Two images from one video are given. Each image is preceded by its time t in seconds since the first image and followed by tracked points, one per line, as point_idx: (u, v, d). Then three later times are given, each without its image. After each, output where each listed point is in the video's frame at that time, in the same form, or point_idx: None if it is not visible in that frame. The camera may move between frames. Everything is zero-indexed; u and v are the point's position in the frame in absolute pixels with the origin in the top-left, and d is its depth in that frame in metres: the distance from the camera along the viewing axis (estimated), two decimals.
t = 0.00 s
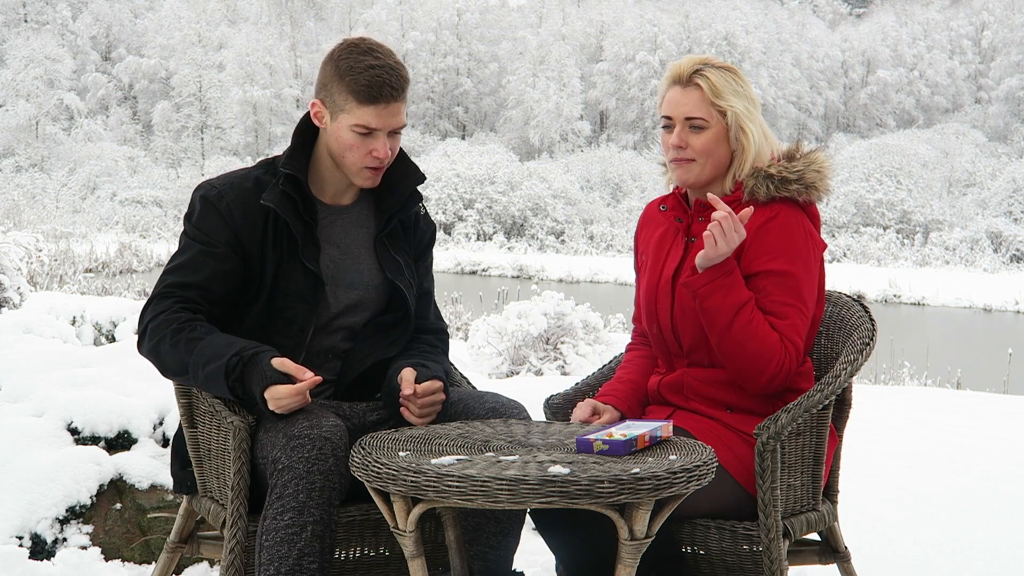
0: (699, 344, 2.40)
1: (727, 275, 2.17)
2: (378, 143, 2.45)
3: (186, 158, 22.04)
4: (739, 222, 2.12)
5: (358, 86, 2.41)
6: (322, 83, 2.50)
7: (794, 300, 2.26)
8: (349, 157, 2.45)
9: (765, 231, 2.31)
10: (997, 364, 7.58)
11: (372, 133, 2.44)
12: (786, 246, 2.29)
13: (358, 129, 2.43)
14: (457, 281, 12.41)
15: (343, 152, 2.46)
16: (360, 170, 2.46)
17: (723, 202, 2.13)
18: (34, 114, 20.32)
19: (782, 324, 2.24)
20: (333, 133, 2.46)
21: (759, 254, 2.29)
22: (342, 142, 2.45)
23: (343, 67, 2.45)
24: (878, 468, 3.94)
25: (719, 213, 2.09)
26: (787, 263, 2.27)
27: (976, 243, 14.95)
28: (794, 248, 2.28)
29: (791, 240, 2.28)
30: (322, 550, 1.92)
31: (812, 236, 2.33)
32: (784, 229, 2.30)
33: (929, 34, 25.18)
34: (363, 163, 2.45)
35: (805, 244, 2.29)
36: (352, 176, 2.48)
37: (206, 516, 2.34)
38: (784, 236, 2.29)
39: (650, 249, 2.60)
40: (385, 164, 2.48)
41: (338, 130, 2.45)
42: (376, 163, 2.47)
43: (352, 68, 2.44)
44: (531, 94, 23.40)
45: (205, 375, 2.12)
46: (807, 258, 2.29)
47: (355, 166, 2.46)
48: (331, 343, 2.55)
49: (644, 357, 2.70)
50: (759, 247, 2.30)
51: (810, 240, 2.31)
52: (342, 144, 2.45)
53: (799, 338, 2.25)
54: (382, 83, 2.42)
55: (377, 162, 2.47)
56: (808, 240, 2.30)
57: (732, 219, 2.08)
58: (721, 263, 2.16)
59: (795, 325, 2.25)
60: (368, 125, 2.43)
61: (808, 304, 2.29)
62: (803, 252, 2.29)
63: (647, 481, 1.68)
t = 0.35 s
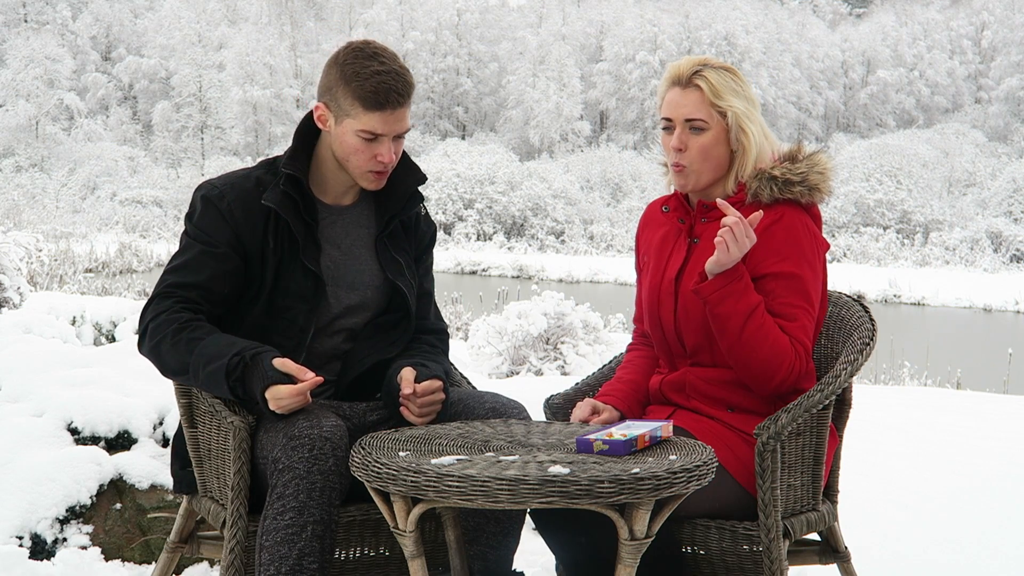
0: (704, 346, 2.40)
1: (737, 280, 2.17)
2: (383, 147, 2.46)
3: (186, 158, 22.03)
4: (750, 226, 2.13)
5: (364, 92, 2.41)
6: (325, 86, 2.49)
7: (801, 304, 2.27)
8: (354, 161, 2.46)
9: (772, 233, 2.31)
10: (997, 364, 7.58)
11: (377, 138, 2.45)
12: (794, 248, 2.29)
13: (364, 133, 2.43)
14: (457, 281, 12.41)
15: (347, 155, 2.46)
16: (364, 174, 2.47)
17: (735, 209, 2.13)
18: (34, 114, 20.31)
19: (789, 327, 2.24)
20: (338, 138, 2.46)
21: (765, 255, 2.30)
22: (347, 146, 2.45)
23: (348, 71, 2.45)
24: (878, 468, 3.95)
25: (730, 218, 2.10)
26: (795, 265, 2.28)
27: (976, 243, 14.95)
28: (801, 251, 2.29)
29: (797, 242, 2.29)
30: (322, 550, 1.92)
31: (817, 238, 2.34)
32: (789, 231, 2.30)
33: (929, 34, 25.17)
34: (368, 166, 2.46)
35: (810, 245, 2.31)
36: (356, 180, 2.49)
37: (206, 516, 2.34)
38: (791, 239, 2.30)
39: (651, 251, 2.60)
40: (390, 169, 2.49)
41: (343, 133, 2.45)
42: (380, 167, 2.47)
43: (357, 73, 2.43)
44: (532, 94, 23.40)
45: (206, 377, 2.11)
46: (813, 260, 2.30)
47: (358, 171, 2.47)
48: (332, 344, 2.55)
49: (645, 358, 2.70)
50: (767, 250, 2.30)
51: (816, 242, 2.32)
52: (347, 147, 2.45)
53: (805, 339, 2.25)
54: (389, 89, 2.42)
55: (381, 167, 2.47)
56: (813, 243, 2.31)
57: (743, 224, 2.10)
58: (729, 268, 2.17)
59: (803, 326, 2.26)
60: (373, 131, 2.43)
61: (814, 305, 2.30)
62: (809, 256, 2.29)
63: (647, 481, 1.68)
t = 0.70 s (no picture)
0: (705, 347, 2.40)
1: (737, 284, 2.17)
2: (387, 149, 2.46)
3: (186, 158, 22.01)
4: (750, 231, 2.13)
5: (369, 94, 2.41)
6: (328, 87, 2.49)
7: (802, 306, 2.27)
8: (357, 162, 2.46)
9: (772, 237, 2.31)
10: (996, 364, 7.58)
11: (382, 139, 2.45)
12: (795, 251, 2.29)
13: (368, 134, 2.43)
14: (457, 281, 12.41)
15: (351, 157, 2.46)
16: (367, 175, 2.47)
17: (735, 214, 2.13)
18: (34, 114, 20.31)
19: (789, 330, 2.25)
20: (341, 140, 2.46)
21: (766, 259, 2.30)
22: (350, 147, 2.45)
23: (352, 73, 2.45)
24: (879, 468, 3.94)
25: (730, 222, 2.09)
26: (794, 267, 2.28)
27: (976, 243, 14.95)
28: (802, 254, 2.29)
29: (798, 245, 2.29)
30: (322, 550, 1.92)
31: (818, 240, 2.34)
32: (791, 233, 2.30)
33: (929, 34, 25.15)
34: (371, 167, 2.46)
35: (810, 248, 2.31)
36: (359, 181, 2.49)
37: (206, 516, 2.34)
38: (791, 241, 2.30)
39: (653, 252, 2.60)
40: (393, 170, 2.49)
41: (347, 134, 2.45)
42: (384, 168, 2.48)
43: (361, 75, 2.43)
44: (532, 94, 23.39)
45: (207, 377, 2.11)
46: (812, 262, 2.30)
47: (361, 172, 2.47)
48: (332, 345, 2.56)
49: (646, 358, 2.70)
50: (768, 252, 2.30)
51: (816, 244, 2.32)
52: (351, 148, 2.45)
53: (805, 342, 2.25)
54: (393, 91, 2.42)
55: (384, 168, 2.48)
56: (813, 245, 2.31)
57: (743, 229, 2.09)
58: (729, 272, 2.16)
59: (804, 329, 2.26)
60: (378, 132, 2.43)
61: (815, 307, 2.30)
62: (810, 257, 2.29)
63: (647, 481, 1.68)
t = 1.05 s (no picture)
0: (705, 348, 2.39)
1: (736, 285, 2.17)
2: (387, 147, 2.46)
3: (186, 158, 22.02)
4: (749, 232, 2.13)
5: (369, 92, 2.41)
6: (327, 86, 2.49)
7: (802, 308, 2.27)
8: (357, 161, 2.46)
9: (773, 237, 2.31)
10: (996, 364, 7.58)
11: (382, 137, 2.45)
12: (795, 253, 2.29)
13: (369, 133, 2.43)
14: (457, 281, 12.41)
15: (352, 156, 2.46)
16: (368, 173, 2.47)
17: (734, 215, 2.13)
18: (34, 114, 20.31)
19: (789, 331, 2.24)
20: (342, 139, 2.45)
21: (765, 260, 2.30)
22: (351, 145, 2.45)
23: (352, 72, 2.45)
24: (878, 468, 3.94)
25: (729, 225, 2.09)
26: (795, 269, 2.28)
27: (976, 243, 14.94)
28: (803, 255, 2.29)
29: (798, 247, 2.29)
30: (322, 550, 1.92)
31: (818, 241, 2.34)
32: (791, 234, 2.31)
33: (929, 34, 25.14)
34: (371, 165, 2.46)
35: (811, 249, 2.31)
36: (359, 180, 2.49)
37: (206, 517, 2.34)
38: (791, 243, 2.30)
39: (653, 252, 2.60)
40: (394, 169, 2.50)
41: (348, 132, 2.45)
42: (383, 167, 2.48)
43: (361, 73, 2.43)
44: (531, 94, 23.38)
45: (207, 376, 2.11)
46: (813, 263, 2.30)
47: (361, 170, 2.47)
48: (333, 345, 2.56)
49: (646, 358, 2.70)
50: (768, 254, 2.30)
51: (816, 245, 2.32)
52: (352, 146, 2.45)
53: (805, 344, 2.25)
54: (393, 89, 2.42)
55: (384, 166, 2.48)
56: (812, 247, 2.31)
57: (742, 231, 2.09)
58: (728, 274, 2.17)
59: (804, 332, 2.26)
60: (378, 130, 2.43)
61: (815, 309, 2.30)
62: (810, 258, 2.30)
63: (647, 480, 1.68)
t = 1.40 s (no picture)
0: (705, 347, 2.39)
1: (736, 285, 2.17)
2: (388, 145, 2.46)
3: (186, 158, 22.02)
4: (749, 233, 2.13)
5: (369, 91, 2.41)
6: (327, 86, 2.49)
7: (804, 309, 2.27)
8: (356, 160, 2.46)
9: (774, 238, 2.31)
10: (995, 364, 7.59)
11: (382, 136, 2.45)
12: (797, 253, 2.29)
13: (369, 131, 2.43)
14: (457, 281, 12.41)
15: (351, 155, 2.46)
16: (367, 172, 2.47)
17: (735, 216, 2.13)
18: (34, 114, 20.31)
19: (791, 331, 2.24)
20: (342, 137, 2.45)
21: (766, 260, 2.30)
22: (351, 144, 2.44)
23: (352, 70, 2.45)
24: (878, 468, 3.94)
25: (729, 225, 2.10)
26: (796, 269, 2.28)
27: (976, 243, 14.94)
28: (803, 256, 2.29)
29: (799, 247, 2.29)
30: (322, 549, 1.92)
31: (819, 242, 2.34)
32: (792, 236, 2.31)
33: (929, 34, 25.14)
34: (371, 163, 2.46)
35: (812, 250, 2.31)
36: (359, 179, 2.49)
37: (206, 516, 2.34)
38: (792, 243, 2.30)
39: (654, 252, 2.60)
40: (394, 167, 2.50)
41: (349, 131, 2.45)
42: (384, 165, 2.47)
43: (361, 72, 2.44)
44: (532, 94, 23.38)
45: (208, 377, 2.11)
46: (813, 264, 2.30)
47: (361, 169, 2.47)
48: (333, 345, 2.56)
49: (647, 358, 2.70)
50: (770, 255, 2.30)
51: (817, 246, 2.32)
52: (352, 146, 2.45)
53: (805, 344, 2.25)
54: (393, 87, 2.42)
55: (384, 165, 2.48)
56: (813, 248, 2.31)
57: (742, 231, 2.10)
58: (729, 274, 2.17)
59: (805, 333, 2.26)
60: (378, 129, 2.43)
61: (815, 310, 2.30)
62: (810, 260, 2.30)
63: (647, 481, 1.68)
